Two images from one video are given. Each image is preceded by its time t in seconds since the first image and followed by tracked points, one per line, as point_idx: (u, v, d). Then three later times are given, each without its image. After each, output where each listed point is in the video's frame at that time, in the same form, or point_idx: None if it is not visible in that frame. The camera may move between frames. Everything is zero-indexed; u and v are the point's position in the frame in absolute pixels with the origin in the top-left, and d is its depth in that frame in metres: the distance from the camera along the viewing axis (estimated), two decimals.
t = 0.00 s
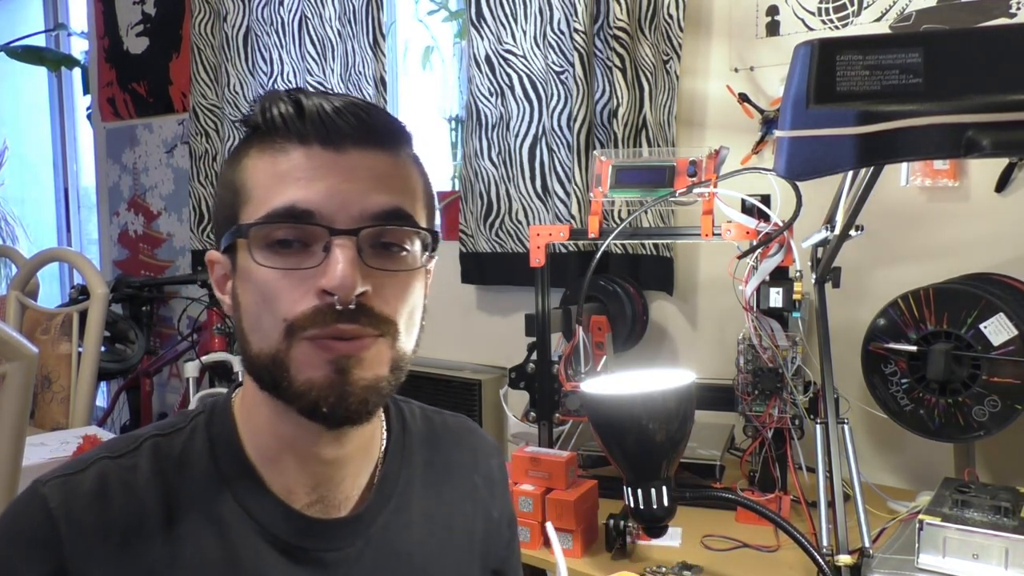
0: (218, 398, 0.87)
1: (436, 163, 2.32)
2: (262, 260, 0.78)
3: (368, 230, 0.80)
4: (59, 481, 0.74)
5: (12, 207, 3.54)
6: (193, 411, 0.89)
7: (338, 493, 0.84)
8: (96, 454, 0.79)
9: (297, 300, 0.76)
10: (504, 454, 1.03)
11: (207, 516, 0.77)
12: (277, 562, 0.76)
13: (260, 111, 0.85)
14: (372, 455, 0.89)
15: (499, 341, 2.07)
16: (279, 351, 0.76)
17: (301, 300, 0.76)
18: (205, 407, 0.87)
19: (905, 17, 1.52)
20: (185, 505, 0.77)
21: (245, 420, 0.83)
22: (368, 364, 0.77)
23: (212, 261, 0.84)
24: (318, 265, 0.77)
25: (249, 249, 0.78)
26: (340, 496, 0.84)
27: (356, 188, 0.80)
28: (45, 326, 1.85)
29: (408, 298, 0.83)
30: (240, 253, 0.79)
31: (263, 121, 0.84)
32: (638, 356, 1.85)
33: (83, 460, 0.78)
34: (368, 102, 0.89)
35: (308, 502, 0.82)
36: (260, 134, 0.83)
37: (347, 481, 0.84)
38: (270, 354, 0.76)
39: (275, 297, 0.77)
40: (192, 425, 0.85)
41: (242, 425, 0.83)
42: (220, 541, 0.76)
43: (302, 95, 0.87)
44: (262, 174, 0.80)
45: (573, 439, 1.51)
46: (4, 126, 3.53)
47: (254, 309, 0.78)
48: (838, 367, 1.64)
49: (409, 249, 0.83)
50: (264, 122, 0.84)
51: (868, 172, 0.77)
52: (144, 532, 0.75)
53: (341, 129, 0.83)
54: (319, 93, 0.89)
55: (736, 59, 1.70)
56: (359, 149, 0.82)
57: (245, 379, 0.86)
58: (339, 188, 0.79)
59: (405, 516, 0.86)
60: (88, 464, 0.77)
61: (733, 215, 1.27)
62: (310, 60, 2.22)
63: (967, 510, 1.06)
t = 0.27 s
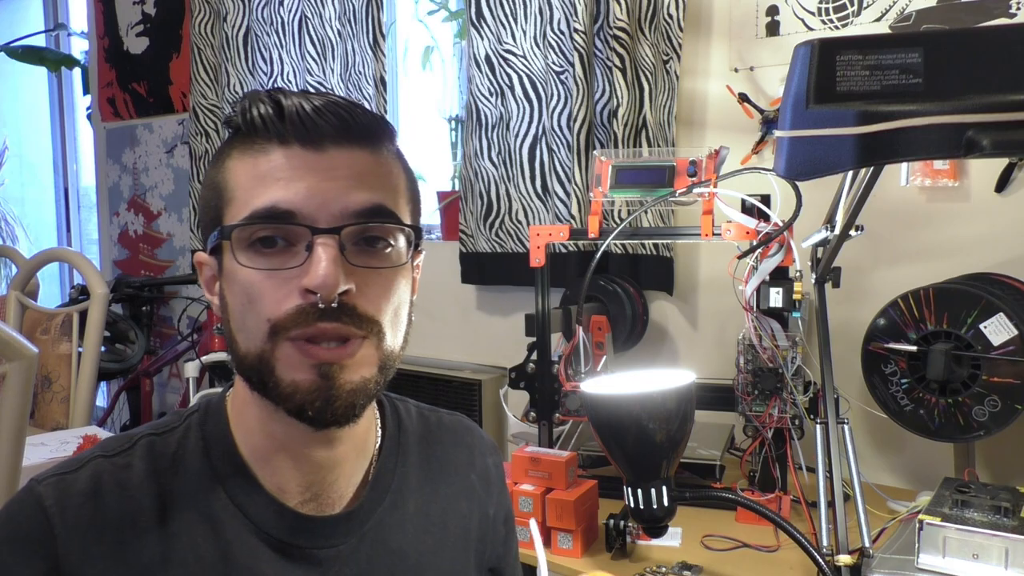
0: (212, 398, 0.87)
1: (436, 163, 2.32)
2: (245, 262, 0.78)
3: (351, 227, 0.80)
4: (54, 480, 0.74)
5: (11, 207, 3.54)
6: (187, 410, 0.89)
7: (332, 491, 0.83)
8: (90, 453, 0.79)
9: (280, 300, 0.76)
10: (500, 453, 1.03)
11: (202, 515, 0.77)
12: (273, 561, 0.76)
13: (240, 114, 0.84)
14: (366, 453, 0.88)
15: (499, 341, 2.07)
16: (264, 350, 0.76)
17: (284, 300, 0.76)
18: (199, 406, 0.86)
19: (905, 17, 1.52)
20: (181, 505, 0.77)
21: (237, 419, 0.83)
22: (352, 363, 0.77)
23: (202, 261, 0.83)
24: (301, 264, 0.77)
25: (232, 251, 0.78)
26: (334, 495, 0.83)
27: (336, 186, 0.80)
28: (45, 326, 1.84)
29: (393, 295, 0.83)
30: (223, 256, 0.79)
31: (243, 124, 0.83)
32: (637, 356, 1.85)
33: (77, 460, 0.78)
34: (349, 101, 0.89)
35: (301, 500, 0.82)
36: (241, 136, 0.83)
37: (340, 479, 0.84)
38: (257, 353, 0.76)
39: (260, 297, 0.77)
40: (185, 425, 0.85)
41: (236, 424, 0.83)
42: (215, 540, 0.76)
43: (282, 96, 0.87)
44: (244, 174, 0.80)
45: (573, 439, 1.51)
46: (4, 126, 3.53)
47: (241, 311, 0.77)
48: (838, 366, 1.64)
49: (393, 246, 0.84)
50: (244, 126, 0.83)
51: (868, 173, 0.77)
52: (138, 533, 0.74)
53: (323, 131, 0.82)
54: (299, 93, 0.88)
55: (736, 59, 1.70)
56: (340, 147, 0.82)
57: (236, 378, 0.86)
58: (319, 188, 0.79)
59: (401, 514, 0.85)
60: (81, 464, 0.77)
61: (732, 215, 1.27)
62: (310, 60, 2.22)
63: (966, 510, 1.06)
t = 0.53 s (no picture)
0: (210, 395, 0.87)
1: (436, 163, 2.32)
2: (218, 286, 0.71)
3: (325, 251, 0.71)
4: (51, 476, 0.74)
5: (11, 207, 3.53)
6: (186, 406, 0.89)
7: (326, 490, 0.80)
8: (89, 447, 0.80)
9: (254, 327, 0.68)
10: (501, 451, 1.03)
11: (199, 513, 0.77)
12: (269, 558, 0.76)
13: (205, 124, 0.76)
14: (360, 449, 0.85)
15: (499, 340, 2.07)
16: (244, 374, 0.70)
17: (257, 328, 0.68)
18: (197, 402, 0.87)
19: (905, 17, 1.52)
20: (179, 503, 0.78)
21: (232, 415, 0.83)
22: (328, 393, 0.70)
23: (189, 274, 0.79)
24: (271, 294, 0.69)
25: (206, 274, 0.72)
26: (328, 490, 0.80)
27: (306, 209, 0.71)
28: (45, 327, 1.85)
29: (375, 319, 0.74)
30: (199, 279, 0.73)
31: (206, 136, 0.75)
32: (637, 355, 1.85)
33: (76, 452, 0.80)
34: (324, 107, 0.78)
35: (294, 497, 0.79)
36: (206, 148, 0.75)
37: (333, 480, 0.81)
38: (238, 375, 0.71)
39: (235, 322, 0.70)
40: (183, 420, 0.85)
41: (229, 425, 0.82)
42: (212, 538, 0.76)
43: (249, 102, 0.77)
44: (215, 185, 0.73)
45: (573, 439, 1.51)
46: (4, 126, 3.53)
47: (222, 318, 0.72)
48: (837, 366, 1.64)
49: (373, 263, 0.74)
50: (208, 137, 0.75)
51: (868, 173, 0.77)
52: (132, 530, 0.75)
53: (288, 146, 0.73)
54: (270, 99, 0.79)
55: (736, 59, 1.70)
56: (309, 169, 0.72)
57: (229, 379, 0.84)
58: (289, 214, 0.70)
59: (398, 510, 0.85)
60: (80, 457, 0.78)
61: (732, 215, 1.28)
62: (310, 60, 2.22)
63: (967, 510, 1.06)
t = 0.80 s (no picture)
0: (209, 402, 0.87)
1: (436, 164, 2.32)
2: (211, 310, 0.74)
3: (315, 277, 0.74)
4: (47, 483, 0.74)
5: (11, 207, 3.53)
6: (184, 415, 0.88)
7: (327, 500, 0.82)
8: (85, 457, 0.79)
9: (246, 351, 0.72)
10: (504, 453, 1.03)
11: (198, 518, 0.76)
12: (267, 564, 0.76)
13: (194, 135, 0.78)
14: (365, 455, 0.88)
15: (499, 341, 2.07)
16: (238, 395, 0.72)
17: (249, 351, 0.72)
18: (195, 410, 0.86)
19: (905, 17, 1.52)
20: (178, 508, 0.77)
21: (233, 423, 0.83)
22: (324, 415, 0.73)
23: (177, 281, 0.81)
24: (261, 320, 0.73)
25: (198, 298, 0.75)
26: (330, 501, 0.82)
27: (294, 231, 0.73)
28: (46, 326, 1.85)
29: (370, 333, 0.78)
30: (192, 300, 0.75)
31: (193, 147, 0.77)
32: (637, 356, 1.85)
33: (72, 463, 0.79)
34: (310, 120, 0.80)
35: (293, 508, 0.81)
36: (191, 159, 0.77)
37: (336, 489, 0.83)
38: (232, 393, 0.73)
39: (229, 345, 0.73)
40: (181, 429, 0.85)
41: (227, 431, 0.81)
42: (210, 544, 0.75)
43: (237, 115, 0.79)
44: (206, 203, 0.74)
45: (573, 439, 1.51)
46: (4, 127, 3.53)
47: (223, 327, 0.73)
48: (837, 366, 1.64)
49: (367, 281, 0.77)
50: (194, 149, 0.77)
51: (868, 173, 0.77)
52: (129, 541, 0.75)
53: (269, 160, 0.74)
54: (259, 111, 0.80)
55: (736, 59, 1.70)
56: (298, 188, 0.74)
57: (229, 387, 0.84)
58: (279, 237, 0.72)
59: (398, 514, 0.85)
60: (76, 467, 0.78)
61: (732, 215, 1.27)
62: (310, 60, 2.22)
63: (967, 510, 1.06)
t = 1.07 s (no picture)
0: (210, 404, 0.87)
1: (436, 163, 2.32)
2: (241, 297, 0.74)
3: (351, 259, 0.76)
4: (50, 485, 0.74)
5: (11, 207, 3.53)
6: (185, 416, 0.88)
7: (333, 503, 0.83)
8: (85, 460, 0.79)
9: (281, 339, 0.73)
10: (507, 455, 1.02)
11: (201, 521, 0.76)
12: (271, 567, 0.76)
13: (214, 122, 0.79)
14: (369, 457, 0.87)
15: (499, 341, 2.07)
16: (265, 393, 0.73)
17: (284, 339, 0.73)
18: (196, 412, 0.86)
19: (905, 16, 1.51)
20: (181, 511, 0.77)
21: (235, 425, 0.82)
22: (358, 403, 0.75)
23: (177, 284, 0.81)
24: (300, 302, 0.74)
25: (226, 287, 0.74)
26: (333, 504, 0.83)
27: (326, 218, 0.74)
28: (46, 326, 1.85)
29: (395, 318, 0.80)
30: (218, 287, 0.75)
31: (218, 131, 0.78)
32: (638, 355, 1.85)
33: (72, 466, 0.79)
34: (333, 109, 0.83)
35: (298, 512, 0.81)
36: (217, 143, 0.77)
37: (341, 493, 0.83)
38: (256, 392, 0.74)
39: (259, 335, 0.73)
40: (182, 431, 0.84)
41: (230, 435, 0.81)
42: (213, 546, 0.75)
43: (260, 104, 0.81)
44: (228, 201, 0.74)
45: (573, 439, 1.52)
46: (4, 126, 3.53)
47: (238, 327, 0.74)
48: (838, 366, 1.64)
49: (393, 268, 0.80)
50: (219, 133, 0.78)
51: (868, 173, 0.77)
52: (132, 546, 0.75)
53: (304, 139, 0.77)
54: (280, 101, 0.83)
55: (736, 59, 1.70)
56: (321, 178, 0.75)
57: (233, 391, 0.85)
58: (311, 223, 0.74)
59: (401, 516, 0.85)
60: (75, 471, 0.78)
61: (732, 215, 1.27)
62: (310, 60, 2.22)
63: (967, 510, 1.06)
